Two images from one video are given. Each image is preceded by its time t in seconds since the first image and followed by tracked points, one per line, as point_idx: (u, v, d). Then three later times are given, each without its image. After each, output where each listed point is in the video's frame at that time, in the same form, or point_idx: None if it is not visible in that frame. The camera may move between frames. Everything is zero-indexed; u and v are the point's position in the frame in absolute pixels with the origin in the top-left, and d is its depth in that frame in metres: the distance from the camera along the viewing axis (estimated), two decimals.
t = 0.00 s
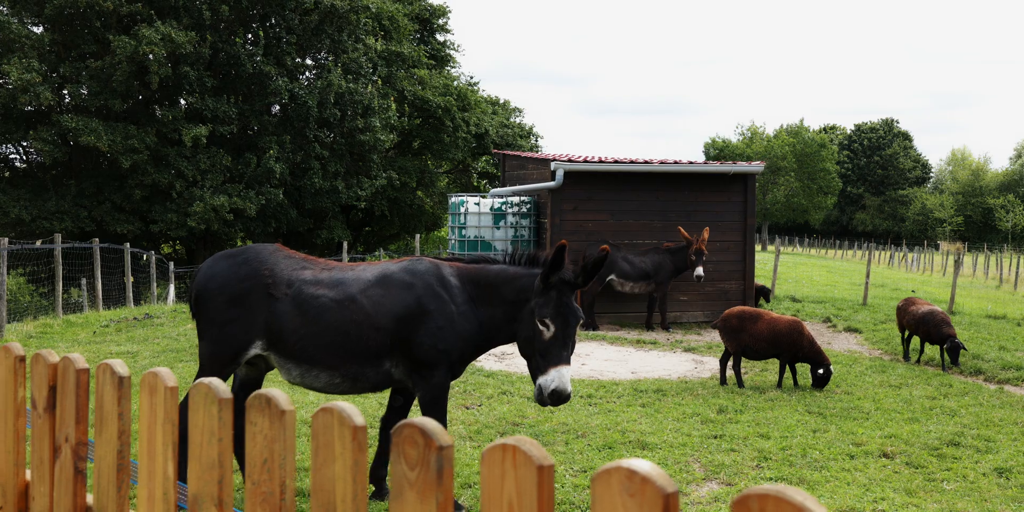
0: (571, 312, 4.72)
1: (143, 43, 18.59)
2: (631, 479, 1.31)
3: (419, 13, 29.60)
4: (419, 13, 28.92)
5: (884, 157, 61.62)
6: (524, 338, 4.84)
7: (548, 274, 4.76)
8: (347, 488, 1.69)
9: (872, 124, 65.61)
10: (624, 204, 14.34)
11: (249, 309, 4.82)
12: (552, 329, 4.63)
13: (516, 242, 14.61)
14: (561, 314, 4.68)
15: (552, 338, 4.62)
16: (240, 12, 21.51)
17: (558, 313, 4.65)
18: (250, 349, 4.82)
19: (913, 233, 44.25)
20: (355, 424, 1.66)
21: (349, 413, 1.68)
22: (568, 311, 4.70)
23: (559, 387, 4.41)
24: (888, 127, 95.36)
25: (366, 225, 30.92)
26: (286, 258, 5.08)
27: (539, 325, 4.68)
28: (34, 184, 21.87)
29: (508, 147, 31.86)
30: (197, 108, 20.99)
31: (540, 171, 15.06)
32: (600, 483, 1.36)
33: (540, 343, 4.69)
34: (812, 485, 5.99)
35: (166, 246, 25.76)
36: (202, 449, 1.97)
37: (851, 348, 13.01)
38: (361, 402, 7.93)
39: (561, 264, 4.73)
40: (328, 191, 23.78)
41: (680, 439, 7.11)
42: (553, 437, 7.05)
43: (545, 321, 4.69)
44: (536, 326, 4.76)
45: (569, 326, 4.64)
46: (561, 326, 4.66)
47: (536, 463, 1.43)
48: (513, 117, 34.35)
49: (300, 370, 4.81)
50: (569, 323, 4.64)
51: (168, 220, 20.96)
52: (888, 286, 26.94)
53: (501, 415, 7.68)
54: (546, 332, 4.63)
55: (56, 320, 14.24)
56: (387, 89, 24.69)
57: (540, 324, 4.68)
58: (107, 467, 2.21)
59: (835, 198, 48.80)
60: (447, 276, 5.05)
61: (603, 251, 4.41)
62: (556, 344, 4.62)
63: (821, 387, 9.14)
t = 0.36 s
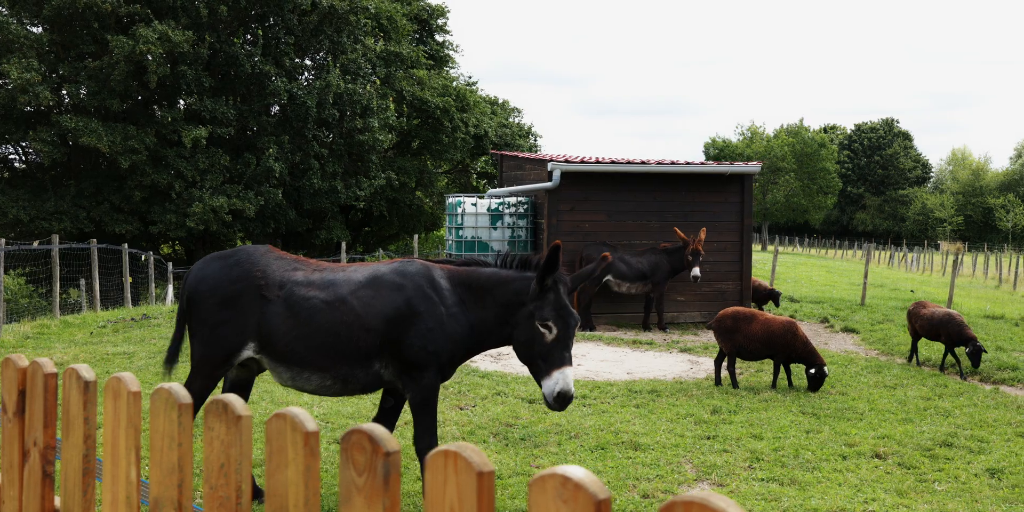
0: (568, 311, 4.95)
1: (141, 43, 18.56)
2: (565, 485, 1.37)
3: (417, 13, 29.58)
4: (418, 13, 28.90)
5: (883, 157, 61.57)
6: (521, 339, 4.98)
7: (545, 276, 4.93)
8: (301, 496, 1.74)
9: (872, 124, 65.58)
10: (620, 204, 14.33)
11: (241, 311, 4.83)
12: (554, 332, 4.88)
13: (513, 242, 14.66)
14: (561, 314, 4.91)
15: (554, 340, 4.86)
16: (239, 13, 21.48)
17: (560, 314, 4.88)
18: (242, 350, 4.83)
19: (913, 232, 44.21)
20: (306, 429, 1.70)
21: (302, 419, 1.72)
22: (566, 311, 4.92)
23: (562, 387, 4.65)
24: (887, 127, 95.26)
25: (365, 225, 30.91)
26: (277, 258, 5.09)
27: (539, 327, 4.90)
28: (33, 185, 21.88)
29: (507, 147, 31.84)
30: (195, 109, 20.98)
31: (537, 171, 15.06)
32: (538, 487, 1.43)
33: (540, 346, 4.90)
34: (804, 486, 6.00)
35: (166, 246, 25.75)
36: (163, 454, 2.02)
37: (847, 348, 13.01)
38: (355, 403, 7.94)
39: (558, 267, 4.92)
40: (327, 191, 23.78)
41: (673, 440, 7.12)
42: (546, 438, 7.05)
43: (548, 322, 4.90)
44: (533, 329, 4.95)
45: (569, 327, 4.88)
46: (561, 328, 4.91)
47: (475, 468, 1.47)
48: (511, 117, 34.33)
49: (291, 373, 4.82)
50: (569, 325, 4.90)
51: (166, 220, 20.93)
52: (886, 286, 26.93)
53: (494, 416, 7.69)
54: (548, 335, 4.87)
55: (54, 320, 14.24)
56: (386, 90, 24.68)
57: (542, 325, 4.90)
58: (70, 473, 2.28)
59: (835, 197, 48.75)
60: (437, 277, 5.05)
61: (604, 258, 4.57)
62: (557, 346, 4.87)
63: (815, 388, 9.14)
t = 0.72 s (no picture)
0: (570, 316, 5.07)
1: (138, 43, 18.53)
2: (493, 481, 1.47)
3: (417, 13, 29.52)
4: (418, 13, 28.84)
5: (886, 157, 61.36)
6: (520, 343, 5.05)
7: (543, 282, 5.00)
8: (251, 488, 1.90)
9: (875, 124, 65.37)
10: (618, 204, 14.33)
11: (230, 311, 4.84)
12: (562, 336, 4.97)
13: (512, 242, 14.66)
14: (564, 319, 5.01)
15: (561, 345, 4.96)
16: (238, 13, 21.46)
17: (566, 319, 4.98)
18: (231, 350, 4.85)
19: (916, 232, 44.06)
20: (254, 426, 1.87)
21: (250, 415, 1.88)
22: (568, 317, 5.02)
23: (570, 389, 4.77)
24: (889, 126, 94.99)
25: (366, 225, 30.88)
26: (266, 258, 5.09)
27: (545, 331, 4.98)
28: (33, 185, 21.91)
29: (508, 147, 31.78)
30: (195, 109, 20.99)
31: (535, 172, 15.06)
32: (469, 483, 1.52)
33: (542, 349, 4.99)
34: (796, 485, 6.00)
35: (166, 246, 25.74)
36: (121, 450, 2.15)
37: (845, 348, 12.99)
38: (349, 402, 7.96)
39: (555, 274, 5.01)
40: (327, 191, 23.77)
41: (667, 439, 7.12)
42: (539, 438, 7.06)
43: (553, 327, 4.99)
44: (534, 332, 5.03)
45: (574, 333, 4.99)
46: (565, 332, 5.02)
47: (412, 466, 1.57)
48: (512, 117, 34.26)
49: (282, 372, 4.82)
50: (572, 328, 5.01)
51: (166, 221, 20.92)
52: (887, 285, 26.83)
53: (488, 415, 7.70)
54: (556, 339, 4.97)
55: (53, 320, 14.24)
56: (386, 90, 24.66)
57: (548, 329, 4.99)
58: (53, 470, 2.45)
59: (838, 197, 48.59)
60: (427, 277, 5.05)
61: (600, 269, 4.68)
62: (565, 349, 4.97)
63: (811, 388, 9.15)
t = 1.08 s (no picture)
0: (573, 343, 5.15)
1: (145, 44, 18.58)
2: (427, 469, 1.55)
3: (424, 13, 29.52)
4: (424, 13, 28.86)
5: (895, 156, 61.14)
6: (522, 364, 5.10)
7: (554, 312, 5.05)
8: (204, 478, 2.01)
9: (884, 123, 65.09)
10: (623, 203, 14.34)
11: (227, 308, 4.86)
12: (570, 368, 5.09)
13: (516, 242, 14.65)
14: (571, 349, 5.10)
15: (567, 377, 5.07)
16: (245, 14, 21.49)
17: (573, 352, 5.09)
18: (227, 347, 4.87)
19: (924, 231, 43.88)
20: (207, 417, 2.00)
21: (203, 409, 2.01)
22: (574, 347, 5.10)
23: (574, 422, 4.93)
24: (898, 125, 94.57)
25: (373, 225, 30.92)
26: (263, 256, 5.10)
27: (554, 361, 5.05)
28: (41, 185, 22.00)
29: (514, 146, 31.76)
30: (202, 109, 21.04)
31: (539, 171, 15.08)
32: (404, 474, 1.61)
33: (548, 377, 5.04)
34: (794, 484, 5.99)
35: (173, 246, 25.80)
36: (87, 443, 2.27)
37: (850, 348, 12.97)
38: (351, 401, 7.99)
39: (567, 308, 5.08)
40: (333, 191, 23.79)
41: (667, 438, 7.13)
42: (539, 437, 7.07)
43: (561, 358, 5.07)
44: (538, 360, 5.07)
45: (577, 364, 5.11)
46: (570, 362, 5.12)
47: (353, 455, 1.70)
48: (518, 116, 34.24)
49: (277, 370, 4.85)
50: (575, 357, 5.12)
51: (173, 220, 20.96)
52: (895, 285, 26.74)
53: (489, 414, 7.72)
54: (566, 370, 5.07)
55: (59, 319, 14.29)
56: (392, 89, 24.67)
57: (557, 360, 5.06)
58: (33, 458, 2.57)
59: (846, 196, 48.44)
60: (426, 277, 5.04)
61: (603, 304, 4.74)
62: (570, 380, 5.09)
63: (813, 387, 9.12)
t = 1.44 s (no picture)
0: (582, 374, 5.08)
1: (164, 47, 18.71)
2: (392, 463, 1.57)
3: (441, 13, 29.55)
4: (440, 14, 28.90)
5: (916, 156, 60.72)
6: (530, 390, 5.04)
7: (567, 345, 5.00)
8: (186, 472, 2.05)
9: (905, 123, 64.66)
10: (638, 203, 14.33)
11: (240, 305, 4.91)
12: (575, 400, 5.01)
13: (532, 242, 14.62)
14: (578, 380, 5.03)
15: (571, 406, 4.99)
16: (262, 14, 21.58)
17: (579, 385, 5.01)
18: (239, 346, 4.91)
19: (945, 232, 43.58)
20: (189, 413, 2.03)
21: (185, 402, 2.05)
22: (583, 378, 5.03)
23: (574, 450, 4.87)
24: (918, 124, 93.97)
25: (390, 225, 31.00)
26: (278, 255, 5.14)
27: (562, 393, 4.97)
28: (61, 185, 22.18)
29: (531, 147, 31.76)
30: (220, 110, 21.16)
31: (554, 171, 15.09)
32: (370, 468, 1.62)
33: (554, 408, 4.95)
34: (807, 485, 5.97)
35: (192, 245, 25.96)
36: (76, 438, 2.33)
37: (867, 348, 12.91)
38: (364, 400, 8.02)
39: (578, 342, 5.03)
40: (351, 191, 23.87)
41: (680, 438, 7.12)
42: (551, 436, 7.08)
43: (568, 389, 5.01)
44: (545, 389, 5.00)
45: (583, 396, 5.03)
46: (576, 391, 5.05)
47: (323, 447, 1.73)
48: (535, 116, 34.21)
49: (287, 368, 4.87)
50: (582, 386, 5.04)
51: (191, 220, 21.07)
52: (914, 285, 26.58)
53: (501, 414, 7.73)
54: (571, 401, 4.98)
55: (79, 319, 14.39)
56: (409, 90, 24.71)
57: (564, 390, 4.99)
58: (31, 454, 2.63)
59: (866, 196, 48.17)
60: (440, 281, 5.05)
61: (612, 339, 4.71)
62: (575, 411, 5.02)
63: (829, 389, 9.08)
